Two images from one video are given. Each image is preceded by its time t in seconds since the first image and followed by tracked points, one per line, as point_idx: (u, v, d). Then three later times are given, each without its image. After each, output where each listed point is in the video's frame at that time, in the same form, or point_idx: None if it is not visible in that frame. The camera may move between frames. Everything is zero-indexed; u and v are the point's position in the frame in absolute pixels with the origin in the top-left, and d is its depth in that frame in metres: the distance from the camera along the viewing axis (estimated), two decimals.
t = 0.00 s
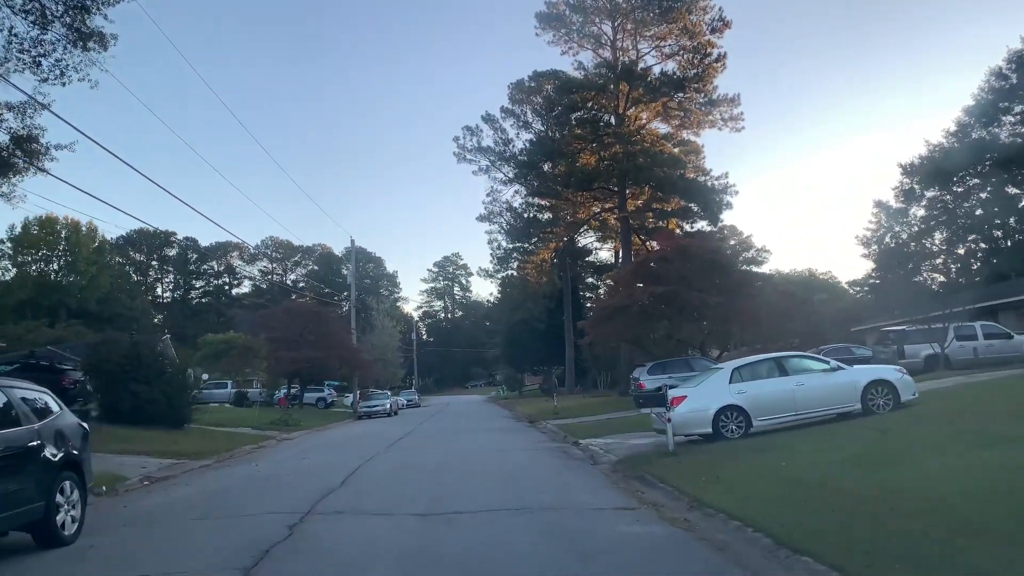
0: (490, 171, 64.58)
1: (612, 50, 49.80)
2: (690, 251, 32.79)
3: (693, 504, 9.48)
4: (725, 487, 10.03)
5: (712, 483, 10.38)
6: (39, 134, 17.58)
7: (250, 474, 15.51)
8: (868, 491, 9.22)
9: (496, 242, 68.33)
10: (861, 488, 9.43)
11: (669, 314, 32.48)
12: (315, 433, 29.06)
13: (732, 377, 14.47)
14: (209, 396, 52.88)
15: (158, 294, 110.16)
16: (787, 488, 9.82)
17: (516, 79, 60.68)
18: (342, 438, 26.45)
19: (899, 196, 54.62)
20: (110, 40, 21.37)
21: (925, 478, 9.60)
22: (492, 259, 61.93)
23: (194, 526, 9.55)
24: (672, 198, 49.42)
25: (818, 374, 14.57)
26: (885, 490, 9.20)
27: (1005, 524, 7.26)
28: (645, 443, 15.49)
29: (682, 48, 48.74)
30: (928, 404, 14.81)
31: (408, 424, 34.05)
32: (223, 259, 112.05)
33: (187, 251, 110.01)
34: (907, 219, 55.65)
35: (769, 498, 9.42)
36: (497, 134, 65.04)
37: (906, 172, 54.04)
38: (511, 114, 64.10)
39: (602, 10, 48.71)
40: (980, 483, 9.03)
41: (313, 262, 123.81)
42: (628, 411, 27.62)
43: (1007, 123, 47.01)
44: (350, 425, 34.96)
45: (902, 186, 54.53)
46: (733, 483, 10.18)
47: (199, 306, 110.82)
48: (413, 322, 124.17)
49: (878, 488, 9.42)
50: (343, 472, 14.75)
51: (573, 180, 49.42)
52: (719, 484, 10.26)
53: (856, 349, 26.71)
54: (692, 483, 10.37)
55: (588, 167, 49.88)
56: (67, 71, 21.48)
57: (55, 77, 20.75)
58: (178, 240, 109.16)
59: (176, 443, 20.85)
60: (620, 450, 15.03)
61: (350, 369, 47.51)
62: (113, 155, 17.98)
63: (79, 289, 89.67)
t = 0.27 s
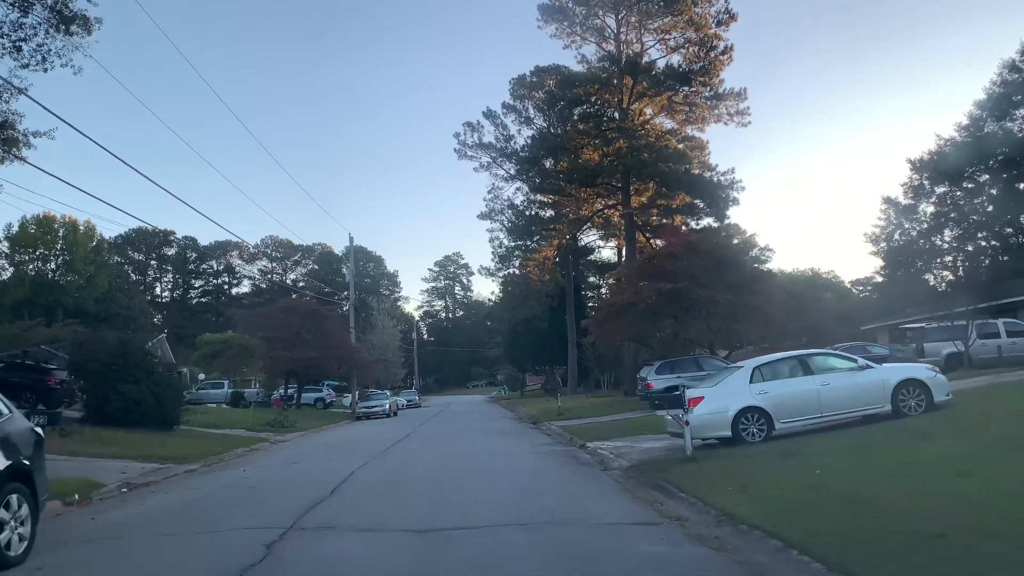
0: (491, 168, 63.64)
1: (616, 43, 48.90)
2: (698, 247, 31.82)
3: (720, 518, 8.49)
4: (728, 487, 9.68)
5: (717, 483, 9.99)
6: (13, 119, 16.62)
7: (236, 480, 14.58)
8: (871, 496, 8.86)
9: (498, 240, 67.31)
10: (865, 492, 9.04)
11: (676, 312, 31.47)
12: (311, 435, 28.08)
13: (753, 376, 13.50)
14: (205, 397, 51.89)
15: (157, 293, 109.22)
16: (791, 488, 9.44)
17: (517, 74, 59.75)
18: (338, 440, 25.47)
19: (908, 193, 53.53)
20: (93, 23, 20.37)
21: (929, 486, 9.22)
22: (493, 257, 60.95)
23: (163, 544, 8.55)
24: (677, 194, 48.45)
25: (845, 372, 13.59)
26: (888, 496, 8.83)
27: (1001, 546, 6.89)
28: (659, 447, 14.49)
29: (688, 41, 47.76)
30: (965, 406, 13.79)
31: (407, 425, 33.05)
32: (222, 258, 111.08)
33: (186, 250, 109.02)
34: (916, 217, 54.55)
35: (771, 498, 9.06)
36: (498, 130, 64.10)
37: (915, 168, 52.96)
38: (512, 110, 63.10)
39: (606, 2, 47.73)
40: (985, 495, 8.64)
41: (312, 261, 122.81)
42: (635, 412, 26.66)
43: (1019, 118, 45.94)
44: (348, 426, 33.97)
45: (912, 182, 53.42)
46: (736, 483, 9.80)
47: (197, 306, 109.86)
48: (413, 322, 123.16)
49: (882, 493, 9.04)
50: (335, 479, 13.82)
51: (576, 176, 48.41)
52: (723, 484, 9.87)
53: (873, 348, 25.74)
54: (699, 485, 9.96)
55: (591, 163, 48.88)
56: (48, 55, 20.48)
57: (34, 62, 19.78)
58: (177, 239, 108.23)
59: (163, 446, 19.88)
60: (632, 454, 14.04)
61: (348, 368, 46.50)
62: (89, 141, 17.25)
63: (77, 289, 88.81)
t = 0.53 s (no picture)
0: (493, 165, 62.67)
1: (621, 36, 47.95)
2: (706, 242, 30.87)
3: (756, 536, 7.53)
4: (735, 490, 9.32)
5: (725, 487, 9.61)
6: None
7: (223, 487, 13.68)
8: (900, 504, 8.23)
9: (499, 239, 66.32)
10: (873, 494, 8.69)
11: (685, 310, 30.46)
12: (307, 438, 27.11)
13: (778, 376, 12.52)
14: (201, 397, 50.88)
15: (156, 293, 108.23)
16: (799, 489, 9.08)
17: (519, 69, 58.81)
18: (335, 443, 24.49)
19: (918, 189, 52.46)
20: (75, 6, 19.42)
21: (938, 486, 8.84)
22: (495, 256, 59.97)
23: (127, 567, 7.58)
24: (683, 190, 47.45)
25: (876, 372, 12.60)
26: (917, 504, 8.20)
27: (996, 553, 6.55)
28: (674, 453, 13.53)
29: (694, 34, 46.82)
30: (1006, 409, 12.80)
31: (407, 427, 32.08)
32: (222, 258, 110.18)
33: (185, 250, 108.12)
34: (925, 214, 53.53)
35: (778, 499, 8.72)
36: (500, 126, 63.14)
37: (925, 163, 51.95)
38: (515, 106, 62.12)
39: None
40: (994, 496, 8.26)
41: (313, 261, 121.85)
42: (643, 413, 25.74)
43: None
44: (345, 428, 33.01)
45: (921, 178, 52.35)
46: (744, 487, 9.45)
47: (196, 306, 108.95)
48: (414, 322, 122.16)
49: (911, 501, 8.41)
50: (327, 487, 12.90)
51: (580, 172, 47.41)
52: (731, 487, 9.51)
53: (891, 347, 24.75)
54: (708, 490, 9.53)
55: (595, 158, 47.90)
56: (28, 40, 19.52)
57: (13, 46, 18.82)
58: (176, 238, 107.22)
59: (149, 449, 18.91)
60: (647, 461, 13.08)
61: (346, 368, 45.50)
62: (71, 127, 16.43)
63: (75, 288, 87.92)
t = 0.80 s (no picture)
0: (494, 161, 61.69)
1: (624, 28, 46.90)
2: (716, 236, 29.88)
3: (804, 562, 6.65)
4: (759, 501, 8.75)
5: (749, 498, 8.95)
6: None
7: (208, 492, 12.74)
8: (960, 523, 7.36)
9: (500, 235, 65.36)
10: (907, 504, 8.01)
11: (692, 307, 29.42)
12: (303, 439, 26.16)
13: (806, 374, 11.53)
14: (197, 397, 49.94)
15: (155, 292, 107.20)
16: (827, 500, 8.54)
17: (521, 63, 57.81)
18: (330, 445, 23.53)
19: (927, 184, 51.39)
20: None
21: (998, 501, 7.98)
22: (497, 253, 59.01)
23: None
24: (688, 185, 46.47)
25: (912, 370, 11.59)
26: (979, 523, 7.33)
27: None
28: (692, 458, 12.64)
29: (700, 25, 45.79)
30: None
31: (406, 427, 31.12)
32: (221, 256, 109.21)
33: (184, 248, 107.11)
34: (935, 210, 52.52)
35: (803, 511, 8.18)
36: (502, 121, 62.15)
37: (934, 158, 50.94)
38: (516, 101, 61.10)
39: None
40: None
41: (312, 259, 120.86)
42: (650, 414, 24.86)
43: None
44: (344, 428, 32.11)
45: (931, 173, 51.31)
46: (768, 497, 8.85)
47: (195, 305, 107.99)
48: (415, 321, 121.21)
49: (971, 519, 7.54)
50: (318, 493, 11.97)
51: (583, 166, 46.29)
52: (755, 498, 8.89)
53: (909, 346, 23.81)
54: (734, 503, 8.80)
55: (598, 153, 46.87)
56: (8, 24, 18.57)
57: None
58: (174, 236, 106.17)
59: (134, 452, 17.97)
60: (664, 467, 12.18)
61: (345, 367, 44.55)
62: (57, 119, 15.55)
63: (73, 287, 87.05)
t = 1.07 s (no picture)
0: (496, 157, 60.70)
1: (631, 20, 45.90)
2: (727, 232, 28.88)
3: None
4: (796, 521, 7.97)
5: (784, 517, 8.10)
6: None
7: (188, 499, 11.77)
8: None
9: (502, 233, 64.37)
10: (975, 526, 7.00)
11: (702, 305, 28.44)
12: (298, 440, 25.15)
13: (842, 376, 10.56)
14: (193, 396, 48.94)
15: (154, 290, 106.18)
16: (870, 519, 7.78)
17: (525, 58, 56.83)
18: (325, 447, 22.52)
19: (939, 183, 50.39)
20: None
21: None
22: (499, 251, 58.02)
23: None
24: (696, 181, 45.46)
25: (958, 372, 10.63)
26: None
27: None
28: (713, 467, 11.62)
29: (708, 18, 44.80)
30: None
31: (405, 428, 30.10)
32: (221, 254, 108.21)
33: (184, 246, 106.08)
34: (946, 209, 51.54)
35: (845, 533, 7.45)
36: (504, 117, 61.17)
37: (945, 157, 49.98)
38: (520, 96, 60.12)
39: None
40: None
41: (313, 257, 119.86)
42: (659, 416, 23.85)
43: None
44: (341, 429, 31.11)
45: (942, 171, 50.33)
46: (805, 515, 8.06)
47: (194, 303, 106.95)
48: (416, 321, 120.25)
49: None
50: (306, 502, 11.01)
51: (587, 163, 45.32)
52: (791, 517, 8.09)
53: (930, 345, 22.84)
54: (770, 522, 7.82)
55: (603, 149, 45.91)
56: None
57: None
58: (174, 233, 105.18)
59: (115, 454, 16.95)
60: (684, 476, 11.15)
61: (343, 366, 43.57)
62: (37, 103, 14.62)
63: (71, 284, 86.08)
